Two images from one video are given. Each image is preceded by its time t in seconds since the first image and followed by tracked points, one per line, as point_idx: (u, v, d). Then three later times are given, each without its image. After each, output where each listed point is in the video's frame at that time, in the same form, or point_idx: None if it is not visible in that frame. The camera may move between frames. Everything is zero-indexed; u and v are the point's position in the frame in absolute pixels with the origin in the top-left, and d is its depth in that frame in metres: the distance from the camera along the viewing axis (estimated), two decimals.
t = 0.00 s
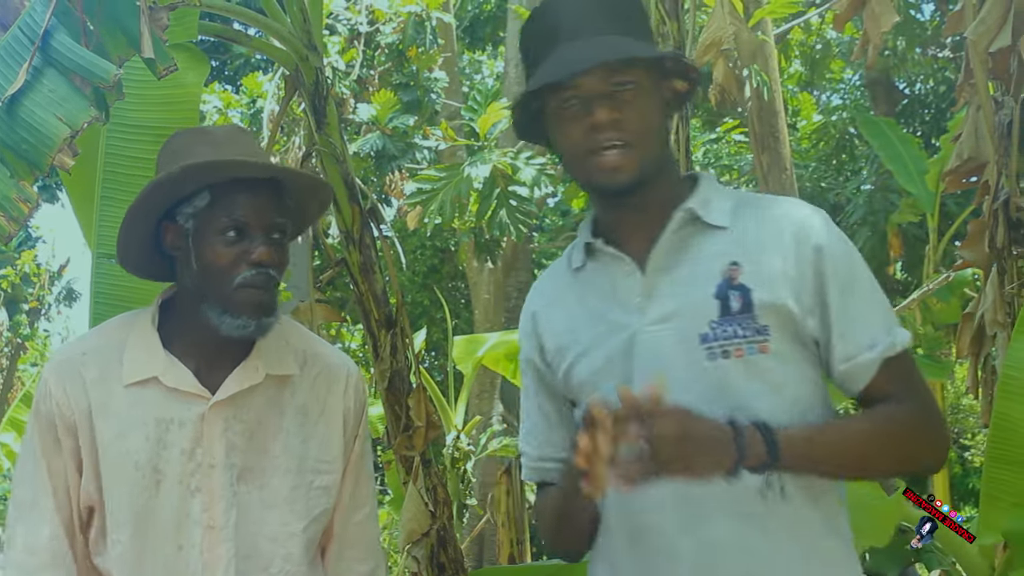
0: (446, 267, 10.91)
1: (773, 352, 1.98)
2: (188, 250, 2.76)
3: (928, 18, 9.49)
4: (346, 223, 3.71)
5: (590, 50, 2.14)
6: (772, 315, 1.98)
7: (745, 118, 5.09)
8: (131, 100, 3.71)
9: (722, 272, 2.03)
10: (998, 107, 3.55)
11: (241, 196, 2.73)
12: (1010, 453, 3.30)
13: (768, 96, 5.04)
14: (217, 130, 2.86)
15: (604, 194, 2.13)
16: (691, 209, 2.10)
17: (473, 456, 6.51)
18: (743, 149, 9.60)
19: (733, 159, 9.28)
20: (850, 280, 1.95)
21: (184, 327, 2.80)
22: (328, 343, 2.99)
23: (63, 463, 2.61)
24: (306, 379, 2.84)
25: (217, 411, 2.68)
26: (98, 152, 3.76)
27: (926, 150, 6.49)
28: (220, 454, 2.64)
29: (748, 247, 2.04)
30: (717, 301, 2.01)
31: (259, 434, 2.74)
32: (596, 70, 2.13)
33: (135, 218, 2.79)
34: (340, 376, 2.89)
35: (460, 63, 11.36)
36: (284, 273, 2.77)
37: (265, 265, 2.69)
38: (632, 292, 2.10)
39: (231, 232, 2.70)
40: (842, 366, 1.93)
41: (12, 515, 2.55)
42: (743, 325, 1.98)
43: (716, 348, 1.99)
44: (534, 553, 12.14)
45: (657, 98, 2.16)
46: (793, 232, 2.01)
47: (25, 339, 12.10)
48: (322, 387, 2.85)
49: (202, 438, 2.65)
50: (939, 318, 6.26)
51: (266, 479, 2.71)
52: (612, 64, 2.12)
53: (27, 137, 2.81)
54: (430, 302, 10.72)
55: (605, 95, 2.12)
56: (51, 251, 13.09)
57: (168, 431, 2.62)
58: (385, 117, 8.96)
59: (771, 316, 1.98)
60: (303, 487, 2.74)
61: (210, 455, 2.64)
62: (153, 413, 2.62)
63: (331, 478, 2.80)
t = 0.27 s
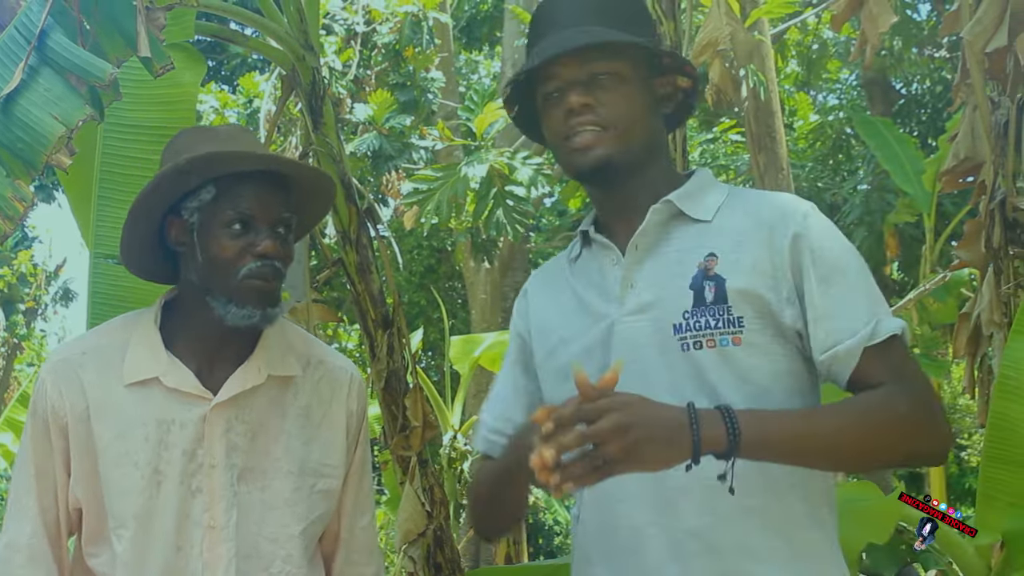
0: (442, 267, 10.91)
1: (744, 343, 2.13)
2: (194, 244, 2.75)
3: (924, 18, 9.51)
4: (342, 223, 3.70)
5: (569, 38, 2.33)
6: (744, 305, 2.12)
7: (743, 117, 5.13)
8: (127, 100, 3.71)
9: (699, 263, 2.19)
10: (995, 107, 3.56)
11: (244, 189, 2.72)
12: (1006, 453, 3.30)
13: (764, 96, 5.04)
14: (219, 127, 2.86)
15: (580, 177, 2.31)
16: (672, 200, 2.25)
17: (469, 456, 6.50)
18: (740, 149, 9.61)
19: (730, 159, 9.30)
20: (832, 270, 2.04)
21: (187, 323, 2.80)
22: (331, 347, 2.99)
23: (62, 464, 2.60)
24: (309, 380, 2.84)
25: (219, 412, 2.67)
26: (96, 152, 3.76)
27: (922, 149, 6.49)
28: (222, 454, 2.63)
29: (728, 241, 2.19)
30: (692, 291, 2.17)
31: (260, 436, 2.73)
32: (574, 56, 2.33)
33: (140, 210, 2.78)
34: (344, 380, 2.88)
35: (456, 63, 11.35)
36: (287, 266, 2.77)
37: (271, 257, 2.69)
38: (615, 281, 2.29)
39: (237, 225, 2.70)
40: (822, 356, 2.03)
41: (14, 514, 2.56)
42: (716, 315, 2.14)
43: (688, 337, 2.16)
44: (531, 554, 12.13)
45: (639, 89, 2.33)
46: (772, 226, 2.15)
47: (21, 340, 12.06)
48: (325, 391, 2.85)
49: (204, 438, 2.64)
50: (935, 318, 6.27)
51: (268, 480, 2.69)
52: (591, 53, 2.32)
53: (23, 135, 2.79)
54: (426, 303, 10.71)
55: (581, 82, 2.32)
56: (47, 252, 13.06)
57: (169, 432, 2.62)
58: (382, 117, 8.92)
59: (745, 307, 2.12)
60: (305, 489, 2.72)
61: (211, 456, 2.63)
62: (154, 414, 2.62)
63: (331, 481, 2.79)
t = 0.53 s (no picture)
0: (439, 267, 10.90)
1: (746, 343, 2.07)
2: (184, 234, 2.75)
3: (920, 18, 9.52)
4: (339, 223, 3.69)
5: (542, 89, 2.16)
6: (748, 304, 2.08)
7: (739, 117, 5.13)
8: (123, 100, 3.70)
9: (703, 263, 2.15)
10: (992, 107, 3.57)
11: (235, 175, 2.73)
12: (1001, 453, 3.31)
13: (761, 96, 5.04)
14: (209, 121, 2.87)
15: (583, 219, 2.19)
16: (677, 200, 2.20)
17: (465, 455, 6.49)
18: (736, 149, 9.62)
19: (726, 159, 9.31)
20: (829, 266, 2.04)
21: (177, 318, 2.77)
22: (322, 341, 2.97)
23: (54, 460, 2.60)
24: (299, 372, 2.82)
25: (210, 404, 2.66)
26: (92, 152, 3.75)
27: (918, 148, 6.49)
28: (212, 447, 2.62)
29: (732, 240, 2.15)
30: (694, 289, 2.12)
31: (251, 427, 2.71)
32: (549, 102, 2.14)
33: (131, 199, 2.78)
34: (333, 373, 2.87)
35: (452, 63, 11.35)
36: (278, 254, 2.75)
37: (261, 240, 2.68)
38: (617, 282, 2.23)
39: (226, 210, 2.69)
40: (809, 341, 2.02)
41: (8, 513, 2.55)
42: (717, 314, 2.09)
43: (690, 336, 2.10)
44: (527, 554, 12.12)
45: (625, 116, 2.17)
46: (776, 224, 2.11)
47: (18, 339, 12.05)
48: (315, 383, 2.83)
49: (194, 431, 2.63)
50: (931, 318, 6.27)
51: (259, 472, 2.68)
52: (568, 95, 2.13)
53: (17, 134, 2.77)
54: (423, 303, 10.70)
55: (565, 124, 2.14)
56: (43, 251, 13.05)
57: (160, 425, 2.60)
58: (378, 117, 8.92)
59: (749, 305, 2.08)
60: (297, 480, 2.71)
61: (202, 448, 2.62)
62: (144, 406, 2.61)
63: (323, 476, 2.77)
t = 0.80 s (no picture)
0: (436, 267, 10.90)
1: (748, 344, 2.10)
2: (154, 232, 2.73)
3: (917, 19, 9.53)
4: (336, 223, 3.70)
5: (538, 86, 2.21)
6: (748, 305, 2.10)
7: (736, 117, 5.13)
8: (120, 100, 3.70)
9: (698, 266, 2.17)
10: (988, 108, 3.57)
11: (205, 176, 2.70)
12: (998, 453, 3.30)
13: (758, 97, 5.04)
14: (184, 120, 2.85)
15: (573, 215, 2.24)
16: (665, 205, 2.22)
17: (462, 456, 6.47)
18: (733, 149, 9.63)
19: (723, 159, 9.32)
20: (822, 260, 2.06)
21: (152, 316, 2.76)
22: (299, 338, 2.93)
23: (34, 457, 2.60)
24: (274, 365, 2.79)
25: (182, 397, 2.64)
26: (90, 150, 3.75)
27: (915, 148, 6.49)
28: (187, 439, 2.60)
29: (725, 241, 2.17)
30: (693, 293, 2.15)
31: (226, 418, 2.67)
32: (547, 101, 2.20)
33: (103, 197, 2.76)
34: (310, 369, 2.84)
35: (450, 64, 11.36)
36: (247, 254, 2.74)
37: (228, 240, 2.66)
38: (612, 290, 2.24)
39: (195, 210, 2.68)
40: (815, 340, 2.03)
41: None
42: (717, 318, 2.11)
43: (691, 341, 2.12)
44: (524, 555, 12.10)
45: (616, 117, 2.23)
46: (765, 223, 2.14)
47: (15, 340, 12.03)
48: (290, 376, 2.80)
49: (168, 423, 2.61)
50: (928, 318, 6.27)
51: (234, 460, 2.63)
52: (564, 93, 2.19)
53: (12, 133, 2.73)
54: (420, 303, 10.69)
55: (560, 122, 2.19)
56: (41, 252, 13.04)
57: (134, 418, 2.59)
58: (375, 117, 8.92)
59: (748, 307, 2.10)
60: (270, 470, 2.67)
61: (176, 440, 2.60)
62: (119, 400, 2.60)
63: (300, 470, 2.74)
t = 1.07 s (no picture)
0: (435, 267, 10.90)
1: (755, 332, 2.20)
2: (127, 237, 2.76)
3: (916, 18, 9.53)
4: (334, 223, 3.70)
5: (533, 84, 2.23)
6: (752, 295, 2.21)
7: (734, 118, 5.14)
8: (116, 100, 3.69)
9: (701, 258, 2.26)
10: (987, 107, 3.58)
11: (176, 184, 2.72)
12: (1000, 454, 3.30)
13: (756, 97, 5.03)
14: (160, 125, 2.84)
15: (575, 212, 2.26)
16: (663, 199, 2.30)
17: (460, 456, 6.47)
18: (731, 150, 9.64)
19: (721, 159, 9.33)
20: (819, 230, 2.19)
21: (125, 319, 2.77)
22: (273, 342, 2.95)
23: (8, 460, 2.56)
24: (250, 365, 2.81)
25: (157, 398, 2.65)
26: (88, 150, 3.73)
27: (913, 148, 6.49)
28: (162, 439, 2.60)
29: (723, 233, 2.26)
30: (698, 286, 2.24)
31: (200, 419, 2.68)
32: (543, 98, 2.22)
33: (78, 203, 2.79)
34: (284, 369, 2.85)
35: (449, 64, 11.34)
36: (219, 259, 2.77)
37: (198, 247, 2.69)
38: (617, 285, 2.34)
39: (166, 217, 2.70)
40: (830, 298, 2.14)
41: None
42: (724, 308, 2.21)
43: (699, 331, 2.21)
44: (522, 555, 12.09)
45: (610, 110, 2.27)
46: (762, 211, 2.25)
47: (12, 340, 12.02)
48: (265, 378, 2.81)
49: (143, 425, 2.61)
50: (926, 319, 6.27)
51: (210, 461, 2.65)
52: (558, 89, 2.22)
53: (9, 133, 2.71)
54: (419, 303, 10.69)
55: (558, 120, 2.21)
56: (39, 252, 13.02)
57: (111, 420, 2.59)
58: (373, 118, 8.93)
59: (752, 296, 2.21)
60: (246, 469, 2.68)
61: (151, 441, 2.60)
62: (94, 403, 2.60)
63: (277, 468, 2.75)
